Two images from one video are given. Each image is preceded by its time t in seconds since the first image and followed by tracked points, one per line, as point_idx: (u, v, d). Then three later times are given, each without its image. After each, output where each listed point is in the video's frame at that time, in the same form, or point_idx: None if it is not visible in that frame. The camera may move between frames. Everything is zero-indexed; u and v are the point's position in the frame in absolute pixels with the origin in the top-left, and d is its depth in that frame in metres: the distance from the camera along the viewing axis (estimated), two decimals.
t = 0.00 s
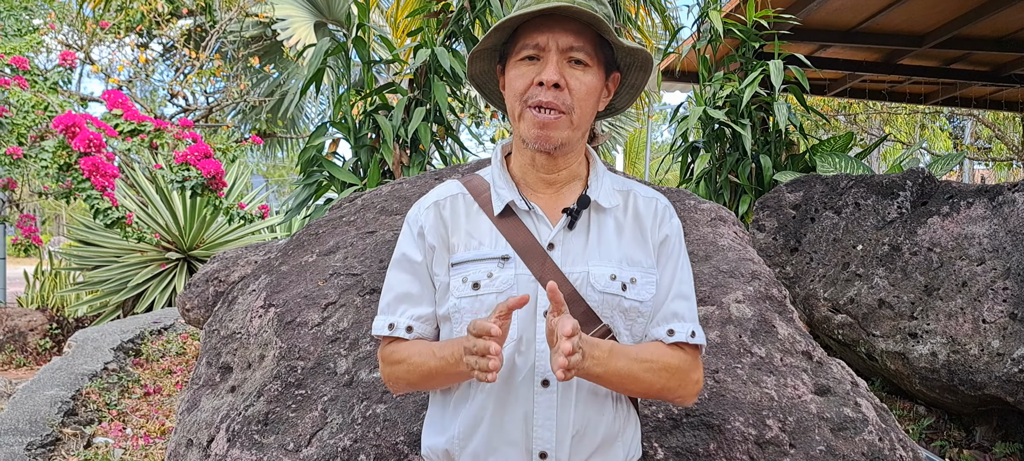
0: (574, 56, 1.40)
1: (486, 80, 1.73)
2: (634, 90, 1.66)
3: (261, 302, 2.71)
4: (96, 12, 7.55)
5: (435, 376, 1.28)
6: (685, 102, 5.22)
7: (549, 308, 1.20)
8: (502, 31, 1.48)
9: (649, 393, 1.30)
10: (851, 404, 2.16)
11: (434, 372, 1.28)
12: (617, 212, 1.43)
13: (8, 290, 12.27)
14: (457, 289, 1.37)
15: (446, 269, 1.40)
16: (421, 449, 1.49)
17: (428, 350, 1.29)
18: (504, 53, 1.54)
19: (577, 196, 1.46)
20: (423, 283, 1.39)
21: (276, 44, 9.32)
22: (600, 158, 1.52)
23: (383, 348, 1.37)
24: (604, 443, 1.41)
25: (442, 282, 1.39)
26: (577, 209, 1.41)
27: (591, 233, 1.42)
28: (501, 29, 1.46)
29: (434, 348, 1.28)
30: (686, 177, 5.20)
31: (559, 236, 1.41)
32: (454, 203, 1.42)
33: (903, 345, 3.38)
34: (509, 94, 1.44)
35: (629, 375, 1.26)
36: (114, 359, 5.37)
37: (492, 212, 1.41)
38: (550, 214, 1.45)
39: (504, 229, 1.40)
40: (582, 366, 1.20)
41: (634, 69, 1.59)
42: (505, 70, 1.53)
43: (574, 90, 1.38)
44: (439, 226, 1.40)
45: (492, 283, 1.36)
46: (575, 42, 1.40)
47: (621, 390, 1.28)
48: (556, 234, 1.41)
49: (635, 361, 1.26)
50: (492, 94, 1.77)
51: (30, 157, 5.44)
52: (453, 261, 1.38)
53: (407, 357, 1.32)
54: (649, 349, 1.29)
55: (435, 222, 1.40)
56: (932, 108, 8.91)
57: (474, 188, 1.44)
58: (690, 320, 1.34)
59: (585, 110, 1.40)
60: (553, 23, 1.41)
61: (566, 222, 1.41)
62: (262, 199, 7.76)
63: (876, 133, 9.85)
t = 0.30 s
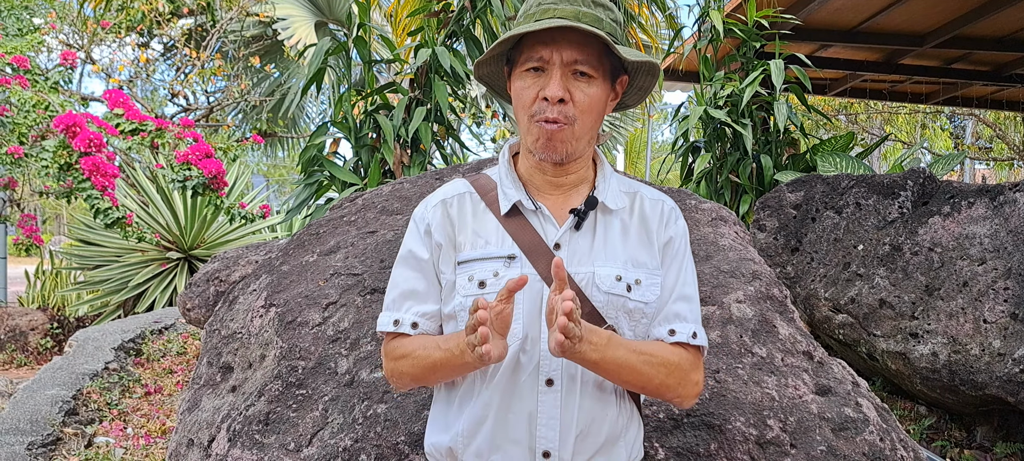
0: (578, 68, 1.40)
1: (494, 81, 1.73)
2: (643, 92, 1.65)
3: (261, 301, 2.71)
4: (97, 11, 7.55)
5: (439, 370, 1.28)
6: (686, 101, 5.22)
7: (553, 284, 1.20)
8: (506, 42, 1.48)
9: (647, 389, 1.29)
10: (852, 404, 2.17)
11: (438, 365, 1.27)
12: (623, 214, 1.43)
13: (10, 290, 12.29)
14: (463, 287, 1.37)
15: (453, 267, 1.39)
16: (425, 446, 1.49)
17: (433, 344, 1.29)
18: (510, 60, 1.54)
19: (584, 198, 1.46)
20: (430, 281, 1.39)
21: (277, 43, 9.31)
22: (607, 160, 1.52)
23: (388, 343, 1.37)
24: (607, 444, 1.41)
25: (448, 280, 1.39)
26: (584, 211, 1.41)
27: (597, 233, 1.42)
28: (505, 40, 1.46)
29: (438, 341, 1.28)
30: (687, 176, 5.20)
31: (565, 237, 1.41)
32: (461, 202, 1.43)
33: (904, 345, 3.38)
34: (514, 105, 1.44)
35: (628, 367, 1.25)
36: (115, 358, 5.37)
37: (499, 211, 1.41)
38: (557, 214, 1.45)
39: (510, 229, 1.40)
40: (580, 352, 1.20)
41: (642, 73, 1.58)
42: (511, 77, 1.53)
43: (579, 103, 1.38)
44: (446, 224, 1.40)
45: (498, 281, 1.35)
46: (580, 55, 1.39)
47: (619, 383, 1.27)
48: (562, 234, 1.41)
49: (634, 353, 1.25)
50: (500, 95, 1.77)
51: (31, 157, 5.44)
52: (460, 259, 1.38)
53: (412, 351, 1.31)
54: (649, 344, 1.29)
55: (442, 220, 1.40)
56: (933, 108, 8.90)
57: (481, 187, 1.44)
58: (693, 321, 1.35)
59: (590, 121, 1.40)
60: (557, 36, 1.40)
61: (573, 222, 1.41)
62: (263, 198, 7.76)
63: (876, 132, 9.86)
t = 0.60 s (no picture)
0: (578, 68, 1.39)
1: (496, 81, 1.72)
2: (645, 89, 1.63)
3: (261, 301, 2.71)
4: (98, 10, 7.55)
5: (436, 376, 1.27)
6: (686, 101, 5.22)
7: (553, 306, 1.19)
8: (507, 42, 1.48)
9: (647, 395, 1.28)
10: (853, 403, 2.17)
11: (435, 372, 1.26)
12: (625, 215, 1.43)
13: (10, 289, 12.30)
14: (463, 286, 1.36)
15: (454, 266, 1.39)
16: (424, 444, 1.49)
17: (430, 350, 1.28)
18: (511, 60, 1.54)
19: (586, 198, 1.46)
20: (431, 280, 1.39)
21: (277, 42, 9.29)
22: (609, 159, 1.52)
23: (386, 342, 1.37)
24: (606, 444, 1.41)
25: (449, 279, 1.39)
26: (586, 211, 1.41)
27: (598, 235, 1.41)
28: (505, 40, 1.46)
29: (435, 349, 1.27)
30: (687, 175, 5.20)
31: (566, 237, 1.41)
32: (463, 201, 1.42)
33: (905, 344, 3.37)
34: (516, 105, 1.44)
35: (626, 375, 1.24)
36: (115, 357, 5.37)
37: (501, 210, 1.41)
38: (558, 214, 1.45)
39: (511, 228, 1.40)
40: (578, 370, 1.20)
41: (645, 70, 1.57)
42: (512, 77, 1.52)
43: (580, 102, 1.38)
44: (447, 223, 1.40)
45: (499, 281, 1.35)
46: (580, 53, 1.39)
47: (618, 390, 1.26)
48: (564, 234, 1.41)
49: (634, 362, 1.24)
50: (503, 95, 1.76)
51: (32, 155, 5.44)
52: (461, 258, 1.38)
53: (408, 354, 1.31)
54: (649, 349, 1.28)
55: (443, 219, 1.39)
56: (934, 107, 8.90)
57: (483, 185, 1.44)
58: (694, 322, 1.34)
59: (592, 121, 1.40)
60: (557, 35, 1.39)
61: (574, 223, 1.41)
62: (263, 197, 7.75)
63: (877, 131, 9.84)
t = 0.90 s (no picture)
0: (570, 61, 1.39)
1: (488, 83, 1.72)
2: (638, 83, 1.63)
3: (262, 300, 2.71)
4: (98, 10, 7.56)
5: (441, 373, 1.27)
6: (687, 100, 5.21)
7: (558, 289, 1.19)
8: (497, 39, 1.47)
9: (651, 388, 1.28)
10: (855, 403, 2.16)
11: (440, 368, 1.26)
12: (623, 212, 1.43)
13: (12, 288, 12.32)
14: (462, 289, 1.36)
15: (452, 267, 1.39)
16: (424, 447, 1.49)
17: (435, 347, 1.28)
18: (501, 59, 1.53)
19: (583, 197, 1.46)
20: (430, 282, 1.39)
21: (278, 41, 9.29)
22: (606, 158, 1.52)
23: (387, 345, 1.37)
24: (607, 444, 1.41)
25: (448, 281, 1.38)
26: (583, 210, 1.40)
27: (597, 233, 1.41)
28: (495, 39, 1.46)
29: (440, 345, 1.27)
30: (688, 175, 5.20)
31: (564, 237, 1.41)
32: (459, 202, 1.42)
33: (906, 344, 3.37)
34: (508, 102, 1.43)
35: (629, 366, 1.23)
36: (117, 357, 5.37)
37: (497, 211, 1.41)
38: (555, 214, 1.44)
39: (509, 229, 1.39)
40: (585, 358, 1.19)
41: (636, 63, 1.57)
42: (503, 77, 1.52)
43: (572, 96, 1.37)
44: (445, 224, 1.40)
45: (497, 283, 1.35)
46: (570, 47, 1.38)
47: (622, 383, 1.25)
48: (561, 234, 1.41)
49: (637, 353, 1.24)
50: (495, 97, 1.76)
51: (33, 155, 5.43)
52: (459, 260, 1.38)
53: (413, 353, 1.31)
54: (652, 341, 1.27)
55: (440, 221, 1.39)
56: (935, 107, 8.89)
57: (480, 186, 1.44)
58: (694, 318, 1.34)
59: (585, 114, 1.39)
60: (546, 29, 1.39)
61: (572, 222, 1.41)
62: (264, 197, 7.75)
63: (878, 131, 9.83)
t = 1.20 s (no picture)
0: (555, 58, 1.38)
1: (475, 90, 1.72)
2: (627, 73, 1.63)
3: (263, 299, 2.70)
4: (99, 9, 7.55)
5: (440, 383, 1.29)
6: (688, 99, 5.21)
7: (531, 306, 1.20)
8: (479, 45, 1.47)
9: (643, 388, 1.27)
10: (856, 403, 2.16)
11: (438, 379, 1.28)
12: (619, 210, 1.42)
13: (14, 288, 12.34)
14: (462, 294, 1.37)
15: (450, 273, 1.39)
16: (426, 452, 1.49)
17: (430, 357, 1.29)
18: (486, 65, 1.53)
19: (579, 196, 1.45)
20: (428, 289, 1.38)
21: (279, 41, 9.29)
22: (600, 154, 1.51)
23: (388, 355, 1.36)
24: (611, 443, 1.40)
25: (446, 287, 1.39)
26: (579, 210, 1.40)
27: (594, 232, 1.41)
28: (477, 45, 1.45)
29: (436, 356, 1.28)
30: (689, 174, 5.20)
31: (561, 237, 1.40)
32: (455, 207, 1.42)
33: (907, 343, 3.36)
34: (497, 107, 1.43)
35: (616, 370, 1.23)
36: (117, 356, 5.37)
37: (494, 215, 1.40)
38: (552, 215, 1.44)
39: (506, 231, 1.39)
40: (562, 365, 1.19)
41: (621, 53, 1.57)
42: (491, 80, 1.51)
43: (561, 94, 1.37)
44: (441, 230, 1.40)
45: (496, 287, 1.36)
46: (554, 44, 1.38)
47: (611, 386, 1.26)
48: (558, 234, 1.40)
49: (622, 357, 1.23)
50: (484, 102, 1.76)
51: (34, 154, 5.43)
52: (457, 265, 1.38)
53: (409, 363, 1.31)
54: (640, 342, 1.27)
55: (436, 226, 1.39)
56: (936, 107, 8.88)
57: (475, 190, 1.43)
58: (690, 313, 1.32)
59: (576, 110, 1.38)
60: (528, 30, 1.39)
61: (569, 222, 1.40)
62: (265, 196, 7.75)
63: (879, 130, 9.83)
